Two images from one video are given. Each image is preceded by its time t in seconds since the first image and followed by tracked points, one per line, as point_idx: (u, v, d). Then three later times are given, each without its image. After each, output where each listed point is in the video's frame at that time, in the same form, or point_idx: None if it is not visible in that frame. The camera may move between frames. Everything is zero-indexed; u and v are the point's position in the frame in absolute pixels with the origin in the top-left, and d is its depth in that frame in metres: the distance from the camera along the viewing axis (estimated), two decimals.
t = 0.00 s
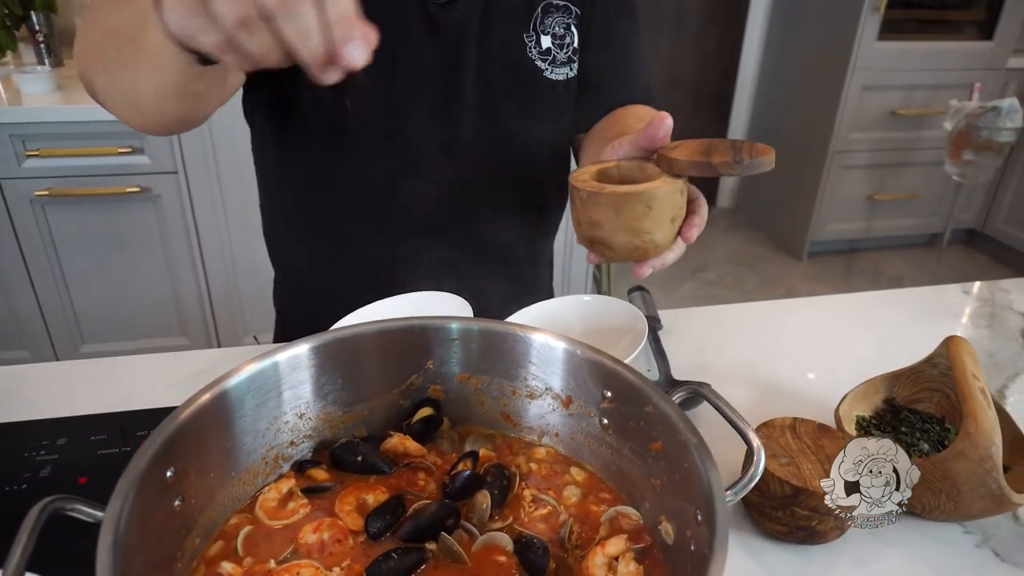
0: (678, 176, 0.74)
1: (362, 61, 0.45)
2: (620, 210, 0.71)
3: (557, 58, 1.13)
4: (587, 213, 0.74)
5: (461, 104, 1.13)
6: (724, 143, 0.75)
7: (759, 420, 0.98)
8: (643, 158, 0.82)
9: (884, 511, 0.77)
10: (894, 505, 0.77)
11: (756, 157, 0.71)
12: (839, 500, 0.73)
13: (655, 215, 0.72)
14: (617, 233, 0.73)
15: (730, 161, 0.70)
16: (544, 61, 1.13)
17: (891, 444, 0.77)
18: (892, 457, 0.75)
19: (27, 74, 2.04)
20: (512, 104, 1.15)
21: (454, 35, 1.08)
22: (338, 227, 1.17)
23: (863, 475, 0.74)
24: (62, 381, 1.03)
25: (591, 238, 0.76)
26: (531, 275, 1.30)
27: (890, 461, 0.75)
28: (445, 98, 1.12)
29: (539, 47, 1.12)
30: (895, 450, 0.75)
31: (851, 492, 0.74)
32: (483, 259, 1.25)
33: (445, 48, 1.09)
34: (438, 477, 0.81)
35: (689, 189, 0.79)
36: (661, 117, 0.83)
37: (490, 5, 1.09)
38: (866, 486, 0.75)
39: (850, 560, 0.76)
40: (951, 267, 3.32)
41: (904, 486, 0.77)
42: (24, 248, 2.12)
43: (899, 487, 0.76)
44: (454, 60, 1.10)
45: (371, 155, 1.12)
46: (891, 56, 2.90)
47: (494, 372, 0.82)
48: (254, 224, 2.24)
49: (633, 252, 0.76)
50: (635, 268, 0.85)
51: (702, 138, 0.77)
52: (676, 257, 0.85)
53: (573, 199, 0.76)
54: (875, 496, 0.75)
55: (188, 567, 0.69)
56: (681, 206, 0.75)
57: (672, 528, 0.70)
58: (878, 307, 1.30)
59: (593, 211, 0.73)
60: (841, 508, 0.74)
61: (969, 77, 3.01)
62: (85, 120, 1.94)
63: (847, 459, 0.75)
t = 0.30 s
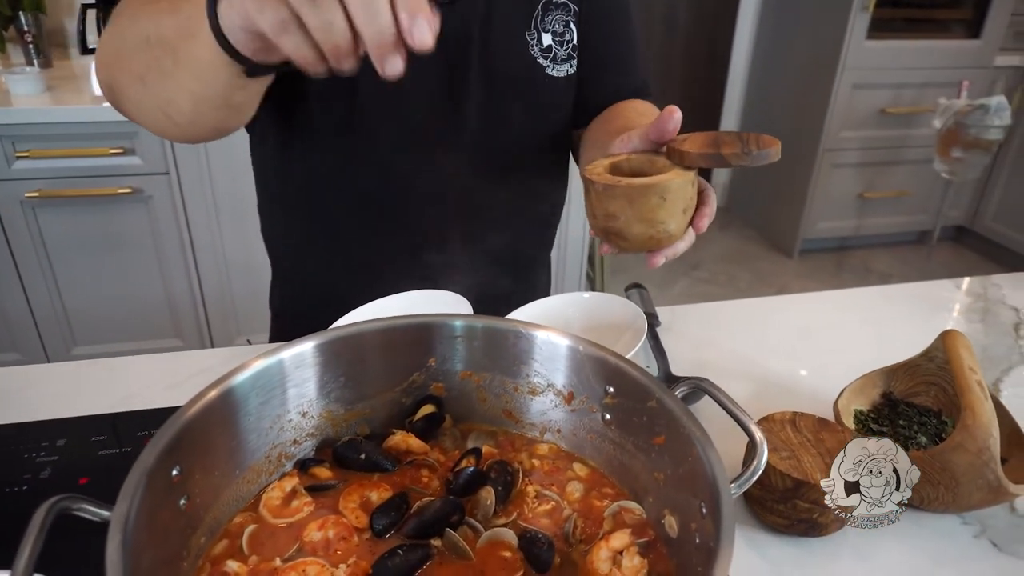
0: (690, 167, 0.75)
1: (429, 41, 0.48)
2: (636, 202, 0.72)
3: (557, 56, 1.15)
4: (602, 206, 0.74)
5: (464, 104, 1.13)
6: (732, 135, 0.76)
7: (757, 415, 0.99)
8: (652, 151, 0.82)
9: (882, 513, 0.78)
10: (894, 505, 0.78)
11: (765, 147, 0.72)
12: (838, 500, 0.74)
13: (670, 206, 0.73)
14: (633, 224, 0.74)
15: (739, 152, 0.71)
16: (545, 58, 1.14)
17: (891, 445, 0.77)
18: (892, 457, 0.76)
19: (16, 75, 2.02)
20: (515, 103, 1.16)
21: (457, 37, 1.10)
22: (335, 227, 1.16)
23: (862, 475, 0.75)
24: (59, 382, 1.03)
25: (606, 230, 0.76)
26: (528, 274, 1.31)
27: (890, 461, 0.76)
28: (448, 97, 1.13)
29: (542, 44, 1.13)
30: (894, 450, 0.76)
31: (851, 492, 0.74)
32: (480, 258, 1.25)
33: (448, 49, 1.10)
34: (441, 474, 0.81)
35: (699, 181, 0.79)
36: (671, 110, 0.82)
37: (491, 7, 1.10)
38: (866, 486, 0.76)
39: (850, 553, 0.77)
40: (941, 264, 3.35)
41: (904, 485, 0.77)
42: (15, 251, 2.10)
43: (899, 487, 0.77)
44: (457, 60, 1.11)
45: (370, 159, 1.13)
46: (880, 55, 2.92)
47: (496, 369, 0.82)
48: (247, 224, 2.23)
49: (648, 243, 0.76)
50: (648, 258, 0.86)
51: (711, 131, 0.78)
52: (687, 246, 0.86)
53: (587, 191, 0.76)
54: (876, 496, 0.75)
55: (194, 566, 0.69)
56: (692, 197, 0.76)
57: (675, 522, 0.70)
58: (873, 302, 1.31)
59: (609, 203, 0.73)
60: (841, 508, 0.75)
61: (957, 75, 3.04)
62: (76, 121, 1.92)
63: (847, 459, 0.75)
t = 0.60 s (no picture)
0: (700, 181, 0.75)
1: (442, 173, 0.49)
2: (645, 215, 0.73)
3: (568, 60, 1.16)
4: (613, 216, 0.75)
5: (481, 106, 1.15)
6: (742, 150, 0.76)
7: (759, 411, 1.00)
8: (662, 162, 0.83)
9: (882, 513, 0.78)
10: (894, 504, 0.78)
11: (769, 164, 0.73)
12: (838, 499, 0.75)
13: (678, 219, 0.74)
14: (642, 234, 0.75)
15: (746, 169, 0.72)
16: (557, 62, 1.16)
17: (891, 444, 0.78)
18: (892, 457, 0.77)
19: (14, 75, 2.02)
20: (531, 105, 1.17)
21: (475, 40, 1.11)
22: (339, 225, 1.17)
23: (862, 475, 0.76)
24: (65, 380, 1.03)
25: (617, 239, 0.78)
26: (530, 273, 1.31)
27: (890, 461, 0.77)
28: (467, 99, 1.14)
29: (554, 48, 1.15)
30: (895, 450, 0.77)
31: (850, 492, 0.75)
32: (482, 257, 1.26)
33: (466, 55, 1.11)
34: (448, 469, 0.82)
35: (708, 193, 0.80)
36: (681, 123, 0.83)
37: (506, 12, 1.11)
38: (866, 486, 0.77)
39: (851, 546, 0.78)
40: (935, 262, 3.37)
41: (904, 485, 0.78)
42: (13, 251, 2.10)
43: (899, 487, 0.78)
44: (475, 62, 1.12)
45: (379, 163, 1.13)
46: (876, 54, 2.94)
47: (501, 366, 0.83)
48: (246, 224, 2.24)
49: (656, 252, 0.77)
50: (657, 264, 0.89)
51: (719, 144, 0.79)
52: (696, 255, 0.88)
53: (600, 202, 0.78)
54: (876, 495, 0.76)
55: (205, 560, 0.70)
56: (701, 210, 0.76)
57: (680, 515, 0.71)
58: (871, 299, 1.32)
59: (618, 215, 0.75)
60: (842, 507, 0.76)
61: (952, 74, 3.06)
62: (74, 121, 1.92)
63: (847, 459, 0.76)
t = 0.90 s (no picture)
0: (706, 183, 0.77)
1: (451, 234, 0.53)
2: (650, 211, 0.74)
3: (580, 62, 1.17)
4: (620, 211, 0.78)
5: (495, 107, 1.15)
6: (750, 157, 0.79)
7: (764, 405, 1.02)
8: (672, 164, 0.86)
9: (881, 513, 0.79)
10: (894, 504, 0.79)
11: (777, 169, 0.76)
12: (837, 499, 0.77)
13: (683, 217, 0.75)
14: (647, 231, 0.76)
15: (752, 173, 0.75)
16: (569, 64, 1.17)
17: (891, 444, 0.78)
18: (892, 458, 0.77)
19: (19, 75, 2.03)
20: (541, 104, 1.19)
21: (489, 42, 1.11)
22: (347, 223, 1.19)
23: (863, 475, 0.77)
24: (77, 375, 1.05)
25: (622, 235, 0.80)
26: (536, 269, 1.33)
27: (890, 461, 0.77)
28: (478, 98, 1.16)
29: (568, 51, 1.16)
30: (895, 450, 0.77)
31: (849, 492, 0.77)
32: (488, 253, 1.28)
33: (479, 55, 1.12)
34: (456, 460, 0.84)
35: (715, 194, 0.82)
36: (691, 126, 0.85)
37: (522, 11, 1.12)
38: (866, 486, 0.78)
39: (853, 534, 0.80)
40: (933, 260, 3.40)
41: (904, 485, 0.78)
42: (18, 250, 2.11)
43: (899, 488, 0.78)
44: (490, 63, 1.13)
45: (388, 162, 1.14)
46: (874, 53, 2.96)
47: (509, 359, 0.85)
48: (250, 222, 2.25)
49: (659, 249, 0.79)
50: (662, 262, 0.91)
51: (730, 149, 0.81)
52: (699, 255, 0.90)
53: (609, 199, 0.80)
54: (876, 496, 0.78)
55: (220, 548, 0.72)
56: (706, 210, 0.78)
57: (684, 503, 0.73)
58: (872, 295, 1.34)
59: (625, 210, 0.77)
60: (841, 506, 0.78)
61: (950, 72, 3.08)
62: (79, 121, 1.94)
63: (847, 459, 0.76)
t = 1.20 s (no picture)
0: (683, 189, 0.79)
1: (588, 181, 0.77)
2: (628, 222, 0.76)
3: (578, 58, 1.19)
4: (598, 225, 0.79)
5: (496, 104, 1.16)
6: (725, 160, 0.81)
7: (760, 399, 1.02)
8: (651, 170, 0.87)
9: (882, 513, 0.80)
10: (895, 504, 0.80)
11: (753, 172, 0.77)
12: (838, 498, 0.78)
13: (661, 226, 0.77)
14: (626, 242, 0.78)
15: (728, 177, 0.76)
16: (567, 61, 1.18)
17: (893, 445, 0.79)
18: (892, 458, 0.78)
19: (18, 74, 2.04)
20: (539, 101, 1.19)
21: (488, 39, 1.12)
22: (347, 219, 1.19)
23: (863, 475, 0.78)
24: (78, 369, 1.06)
25: (602, 247, 0.81)
26: (535, 266, 1.34)
27: (891, 461, 0.78)
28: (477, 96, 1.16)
29: (567, 46, 1.17)
30: (895, 450, 0.79)
31: (850, 491, 0.78)
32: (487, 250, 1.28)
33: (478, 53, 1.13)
34: (454, 451, 0.85)
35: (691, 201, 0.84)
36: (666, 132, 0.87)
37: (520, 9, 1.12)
38: (867, 487, 0.79)
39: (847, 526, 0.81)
40: (931, 258, 3.40)
41: (904, 485, 0.79)
42: (18, 248, 2.12)
43: (899, 488, 0.79)
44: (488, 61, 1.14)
45: (389, 160, 1.15)
46: (872, 53, 2.97)
47: (506, 351, 0.86)
48: (250, 221, 2.26)
49: (640, 259, 0.80)
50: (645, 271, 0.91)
51: (706, 153, 0.83)
52: (680, 261, 0.91)
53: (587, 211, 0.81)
54: (876, 496, 0.78)
55: (220, 537, 0.73)
56: (684, 216, 0.80)
57: (678, 492, 0.74)
58: (869, 291, 1.35)
59: (603, 223, 0.78)
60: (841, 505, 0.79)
61: (948, 71, 3.09)
62: (79, 119, 1.94)
63: (847, 459, 0.77)
